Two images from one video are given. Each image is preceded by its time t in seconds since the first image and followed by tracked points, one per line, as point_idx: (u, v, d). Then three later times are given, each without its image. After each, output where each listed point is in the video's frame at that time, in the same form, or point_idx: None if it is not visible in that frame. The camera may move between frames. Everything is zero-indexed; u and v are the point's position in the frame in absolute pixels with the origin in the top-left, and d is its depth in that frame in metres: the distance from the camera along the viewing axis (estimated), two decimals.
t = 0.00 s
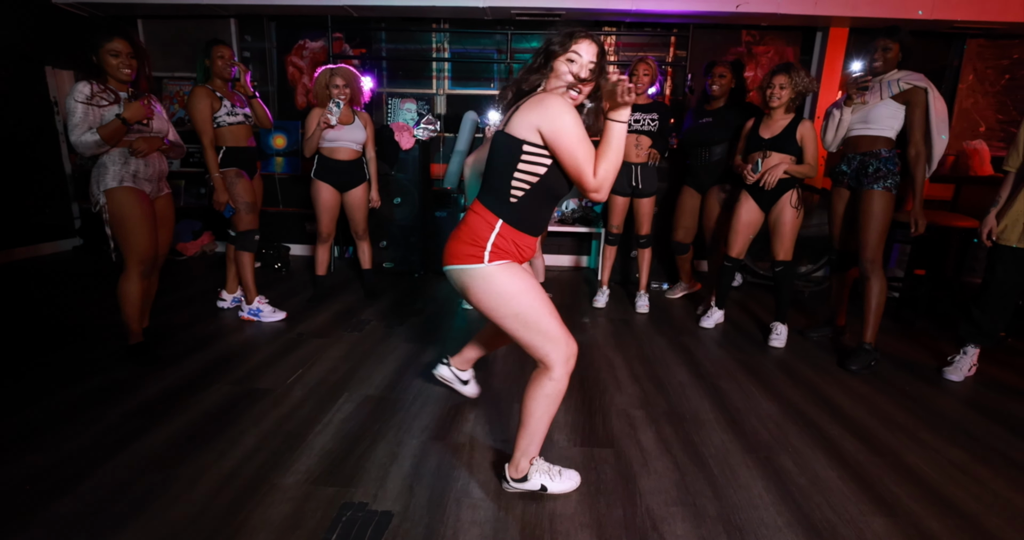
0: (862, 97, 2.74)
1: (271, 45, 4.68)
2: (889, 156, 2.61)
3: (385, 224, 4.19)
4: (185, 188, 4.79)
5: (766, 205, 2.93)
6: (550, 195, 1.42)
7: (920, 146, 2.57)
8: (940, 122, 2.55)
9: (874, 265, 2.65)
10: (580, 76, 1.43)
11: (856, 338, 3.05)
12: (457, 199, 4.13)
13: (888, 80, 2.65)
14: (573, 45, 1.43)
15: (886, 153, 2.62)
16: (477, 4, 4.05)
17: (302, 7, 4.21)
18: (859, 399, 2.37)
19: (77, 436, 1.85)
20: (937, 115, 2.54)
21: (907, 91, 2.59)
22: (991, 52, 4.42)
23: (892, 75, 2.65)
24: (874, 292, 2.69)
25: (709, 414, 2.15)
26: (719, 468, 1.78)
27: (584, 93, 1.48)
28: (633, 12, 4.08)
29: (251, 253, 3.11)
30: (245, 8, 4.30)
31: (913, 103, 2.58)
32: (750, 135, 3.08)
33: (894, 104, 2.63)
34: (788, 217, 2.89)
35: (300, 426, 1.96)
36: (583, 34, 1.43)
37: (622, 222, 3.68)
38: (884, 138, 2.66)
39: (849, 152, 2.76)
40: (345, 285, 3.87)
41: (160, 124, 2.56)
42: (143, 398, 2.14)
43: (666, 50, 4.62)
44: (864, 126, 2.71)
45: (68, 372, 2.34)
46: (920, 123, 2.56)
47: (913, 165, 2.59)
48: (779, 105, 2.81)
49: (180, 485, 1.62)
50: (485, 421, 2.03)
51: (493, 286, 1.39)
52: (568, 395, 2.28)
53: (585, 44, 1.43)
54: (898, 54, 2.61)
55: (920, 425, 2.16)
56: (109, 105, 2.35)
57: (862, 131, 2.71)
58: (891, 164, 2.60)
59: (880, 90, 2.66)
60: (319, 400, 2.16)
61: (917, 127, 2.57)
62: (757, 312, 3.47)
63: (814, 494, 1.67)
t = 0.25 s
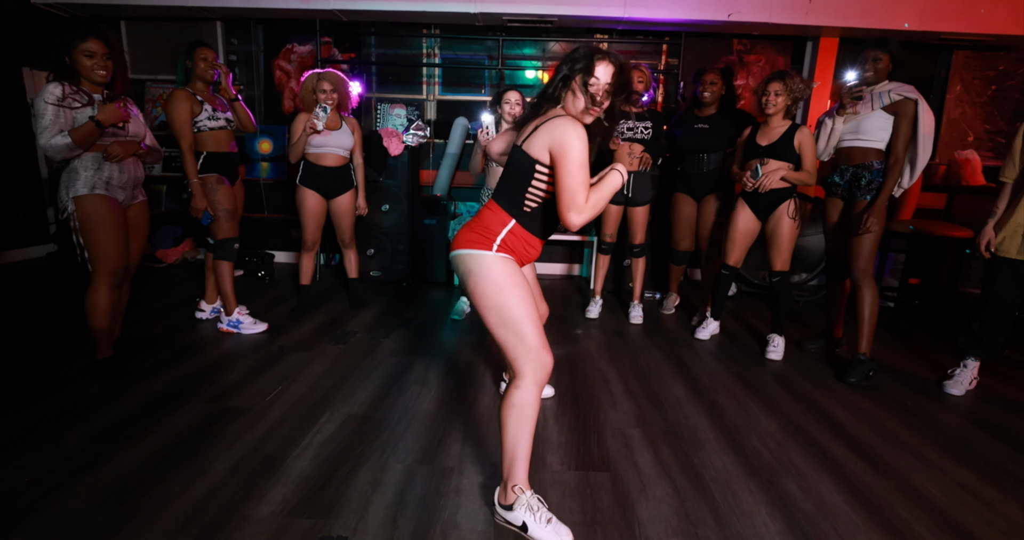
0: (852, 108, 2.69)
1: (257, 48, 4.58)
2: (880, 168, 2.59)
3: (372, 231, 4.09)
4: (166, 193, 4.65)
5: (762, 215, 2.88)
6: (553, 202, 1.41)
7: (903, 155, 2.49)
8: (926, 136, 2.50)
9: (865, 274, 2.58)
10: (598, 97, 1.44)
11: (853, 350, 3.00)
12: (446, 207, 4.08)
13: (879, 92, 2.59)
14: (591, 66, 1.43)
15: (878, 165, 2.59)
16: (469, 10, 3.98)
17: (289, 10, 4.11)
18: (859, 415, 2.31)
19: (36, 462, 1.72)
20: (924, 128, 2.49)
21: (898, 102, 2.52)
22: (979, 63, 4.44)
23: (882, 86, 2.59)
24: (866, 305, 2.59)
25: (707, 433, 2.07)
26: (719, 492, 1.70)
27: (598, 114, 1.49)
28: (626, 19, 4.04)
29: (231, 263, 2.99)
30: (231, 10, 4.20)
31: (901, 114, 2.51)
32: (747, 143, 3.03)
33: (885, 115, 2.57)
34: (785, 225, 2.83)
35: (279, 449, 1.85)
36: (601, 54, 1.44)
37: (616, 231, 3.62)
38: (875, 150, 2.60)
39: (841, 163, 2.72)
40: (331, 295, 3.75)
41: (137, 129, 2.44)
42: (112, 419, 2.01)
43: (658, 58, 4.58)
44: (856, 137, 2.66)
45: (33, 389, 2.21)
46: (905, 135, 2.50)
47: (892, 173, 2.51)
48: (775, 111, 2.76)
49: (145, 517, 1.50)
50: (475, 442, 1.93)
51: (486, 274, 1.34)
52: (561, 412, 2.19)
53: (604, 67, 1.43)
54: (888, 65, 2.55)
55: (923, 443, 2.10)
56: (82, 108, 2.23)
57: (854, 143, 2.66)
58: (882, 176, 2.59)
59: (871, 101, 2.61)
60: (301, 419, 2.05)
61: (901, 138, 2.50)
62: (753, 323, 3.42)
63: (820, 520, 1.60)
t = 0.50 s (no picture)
0: (849, 115, 2.65)
1: (242, 49, 4.47)
2: (877, 175, 2.52)
3: (360, 237, 3.98)
4: (147, 197, 4.50)
5: (759, 222, 2.83)
6: (543, 218, 1.38)
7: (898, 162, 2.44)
8: (923, 142, 2.45)
9: (865, 283, 2.53)
10: (565, 115, 1.47)
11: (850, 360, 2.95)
12: (436, 212, 3.99)
13: (874, 98, 2.56)
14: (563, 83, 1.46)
15: (875, 172, 2.53)
16: (460, 11, 3.90)
17: (275, 10, 4.01)
18: (861, 428, 2.24)
19: None
20: (920, 135, 2.44)
21: (894, 108, 2.49)
22: (969, 71, 4.45)
23: (878, 93, 2.55)
24: (866, 315, 2.56)
25: (707, 449, 1.99)
26: (722, 514, 1.62)
27: (561, 131, 1.52)
28: (619, 23, 3.99)
29: (211, 271, 2.86)
30: (215, 10, 4.08)
31: (897, 120, 2.47)
32: (744, 148, 2.98)
33: (881, 122, 2.53)
34: (782, 232, 2.78)
35: (256, 471, 1.73)
36: (572, 73, 1.48)
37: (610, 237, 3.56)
38: (872, 157, 2.55)
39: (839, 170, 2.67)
40: (316, 303, 3.64)
41: (109, 130, 2.32)
42: (78, 438, 1.89)
43: (652, 62, 4.55)
44: (853, 144, 2.61)
45: None
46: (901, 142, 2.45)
47: (891, 182, 2.45)
48: (773, 116, 2.71)
49: None
50: (466, 461, 1.83)
51: (517, 312, 1.36)
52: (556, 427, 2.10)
53: (574, 86, 1.47)
54: (883, 72, 2.51)
55: (927, 456, 2.04)
56: (49, 108, 2.11)
57: (851, 150, 2.61)
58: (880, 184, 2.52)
59: (868, 108, 2.57)
60: (281, 436, 1.94)
61: (898, 145, 2.46)
62: (749, 332, 3.36)
63: None
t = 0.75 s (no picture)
0: (856, 118, 2.61)
1: (231, 46, 4.36)
2: (887, 180, 2.47)
3: (351, 240, 3.88)
4: (131, 198, 4.38)
5: (758, 227, 2.77)
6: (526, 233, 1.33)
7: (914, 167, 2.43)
8: (934, 145, 2.41)
9: (873, 291, 2.47)
10: (576, 111, 1.32)
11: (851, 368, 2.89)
12: (429, 214, 3.90)
13: (883, 100, 2.51)
14: (577, 78, 1.33)
15: (886, 176, 2.47)
16: (454, 9, 3.82)
17: (265, 6, 3.90)
18: (866, 439, 2.18)
19: None
20: (931, 137, 2.41)
21: (905, 110, 2.45)
22: (967, 75, 4.43)
23: (887, 95, 2.52)
24: (873, 323, 2.49)
25: (709, 463, 1.92)
26: (727, 534, 1.55)
27: (575, 129, 1.36)
28: (616, 23, 3.93)
29: (198, 275, 2.76)
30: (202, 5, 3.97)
31: (909, 123, 2.44)
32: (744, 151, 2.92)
33: (891, 124, 2.49)
34: (781, 239, 2.72)
35: (237, 488, 1.64)
36: (592, 70, 1.36)
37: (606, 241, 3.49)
38: (882, 159, 2.50)
39: (844, 175, 2.60)
40: (305, 308, 3.54)
41: (86, 129, 2.22)
42: (48, 451, 1.78)
43: (649, 65, 4.48)
44: (861, 147, 2.56)
45: None
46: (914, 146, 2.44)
47: (907, 191, 2.46)
48: (775, 119, 2.66)
49: None
50: (459, 478, 1.74)
51: (476, 302, 1.23)
52: (552, 440, 2.02)
53: (590, 81, 1.33)
54: (891, 75, 2.49)
55: (934, 469, 1.98)
56: (21, 104, 2.00)
57: (860, 152, 2.55)
58: (890, 188, 2.45)
59: (876, 109, 2.52)
60: (264, 450, 1.84)
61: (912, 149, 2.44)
62: (748, 338, 3.30)
63: None
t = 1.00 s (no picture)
0: (865, 121, 2.54)
1: (221, 46, 4.27)
2: (901, 185, 2.41)
3: (343, 245, 3.79)
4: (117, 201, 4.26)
5: (759, 234, 2.71)
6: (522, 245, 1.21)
7: (929, 172, 2.38)
8: (949, 148, 2.34)
9: (886, 302, 2.41)
10: (600, 123, 1.25)
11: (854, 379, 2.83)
12: (423, 219, 3.81)
13: (894, 102, 2.44)
14: (602, 91, 1.27)
15: (899, 182, 2.42)
16: (449, 11, 3.75)
17: (255, 6, 3.81)
18: (874, 455, 2.11)
19: None
20: (946, 140, 2.34)
21: (918, 113, 2.39)
22: (964, 81, 4.40)
23: (896, 97, 2.45)
24: (884, 333, 2.42)
25: (714, 482, 1.84)
26: None
27: (598, 144, 1.30)
28: (614, 26, 3.87)
29: (181, 282, 2.65)
30: (191, 5, 3.88)
31: (922, 125, 2.39)
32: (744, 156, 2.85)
33: (903, 127, 2.43)
34: (782, 247, 2.65)
35: (216, 513, 1.54)
36: (619, 83, 1.30)
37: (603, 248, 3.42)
38: (895, 165, 2.45)
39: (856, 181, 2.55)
40: (295, 315, 3.44)
41: (63, 130, 2.11)
42: (14, 473, 1.67)
43: (646, 68, 4.43)
44: (873, 151, 2.50)
45: None
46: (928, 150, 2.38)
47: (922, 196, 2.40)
48: (776, 124, 2.59)
49: None
50: (452, 501, 1.65)
51: (487, 324, 1.11)
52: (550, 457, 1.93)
53: (615, 93, 1.27)
54: (901, 77, 2.42)
55: (947, 488, 1.91)
56: None
57: (871, 157, 2.50)
58: (904, 194, 2.40)
59: (887, 112, 2.45)
60: (246, 471, 1.74)
61: (925, 153, 2.38)
62: (748, 348, 3.23)
63: None
